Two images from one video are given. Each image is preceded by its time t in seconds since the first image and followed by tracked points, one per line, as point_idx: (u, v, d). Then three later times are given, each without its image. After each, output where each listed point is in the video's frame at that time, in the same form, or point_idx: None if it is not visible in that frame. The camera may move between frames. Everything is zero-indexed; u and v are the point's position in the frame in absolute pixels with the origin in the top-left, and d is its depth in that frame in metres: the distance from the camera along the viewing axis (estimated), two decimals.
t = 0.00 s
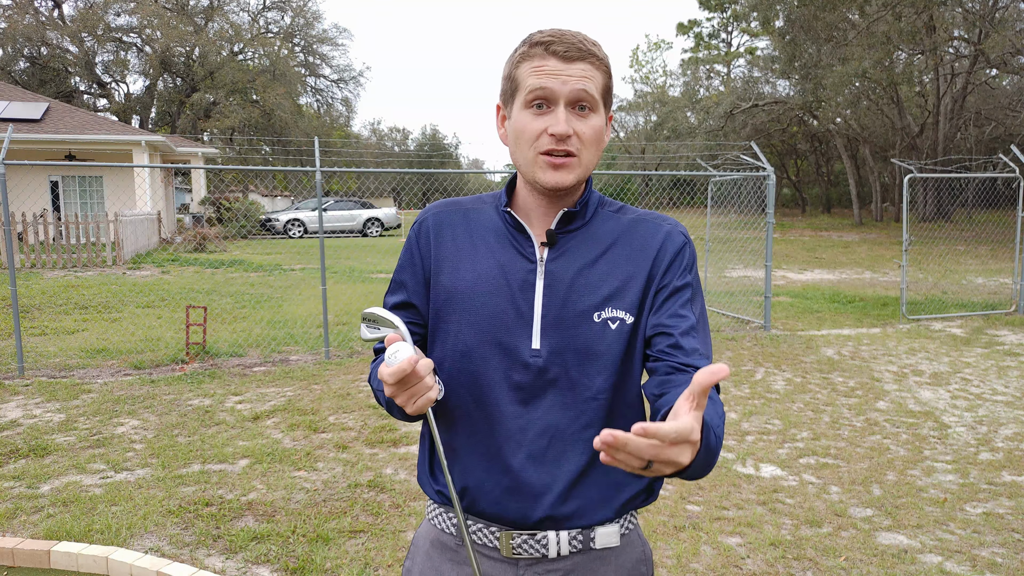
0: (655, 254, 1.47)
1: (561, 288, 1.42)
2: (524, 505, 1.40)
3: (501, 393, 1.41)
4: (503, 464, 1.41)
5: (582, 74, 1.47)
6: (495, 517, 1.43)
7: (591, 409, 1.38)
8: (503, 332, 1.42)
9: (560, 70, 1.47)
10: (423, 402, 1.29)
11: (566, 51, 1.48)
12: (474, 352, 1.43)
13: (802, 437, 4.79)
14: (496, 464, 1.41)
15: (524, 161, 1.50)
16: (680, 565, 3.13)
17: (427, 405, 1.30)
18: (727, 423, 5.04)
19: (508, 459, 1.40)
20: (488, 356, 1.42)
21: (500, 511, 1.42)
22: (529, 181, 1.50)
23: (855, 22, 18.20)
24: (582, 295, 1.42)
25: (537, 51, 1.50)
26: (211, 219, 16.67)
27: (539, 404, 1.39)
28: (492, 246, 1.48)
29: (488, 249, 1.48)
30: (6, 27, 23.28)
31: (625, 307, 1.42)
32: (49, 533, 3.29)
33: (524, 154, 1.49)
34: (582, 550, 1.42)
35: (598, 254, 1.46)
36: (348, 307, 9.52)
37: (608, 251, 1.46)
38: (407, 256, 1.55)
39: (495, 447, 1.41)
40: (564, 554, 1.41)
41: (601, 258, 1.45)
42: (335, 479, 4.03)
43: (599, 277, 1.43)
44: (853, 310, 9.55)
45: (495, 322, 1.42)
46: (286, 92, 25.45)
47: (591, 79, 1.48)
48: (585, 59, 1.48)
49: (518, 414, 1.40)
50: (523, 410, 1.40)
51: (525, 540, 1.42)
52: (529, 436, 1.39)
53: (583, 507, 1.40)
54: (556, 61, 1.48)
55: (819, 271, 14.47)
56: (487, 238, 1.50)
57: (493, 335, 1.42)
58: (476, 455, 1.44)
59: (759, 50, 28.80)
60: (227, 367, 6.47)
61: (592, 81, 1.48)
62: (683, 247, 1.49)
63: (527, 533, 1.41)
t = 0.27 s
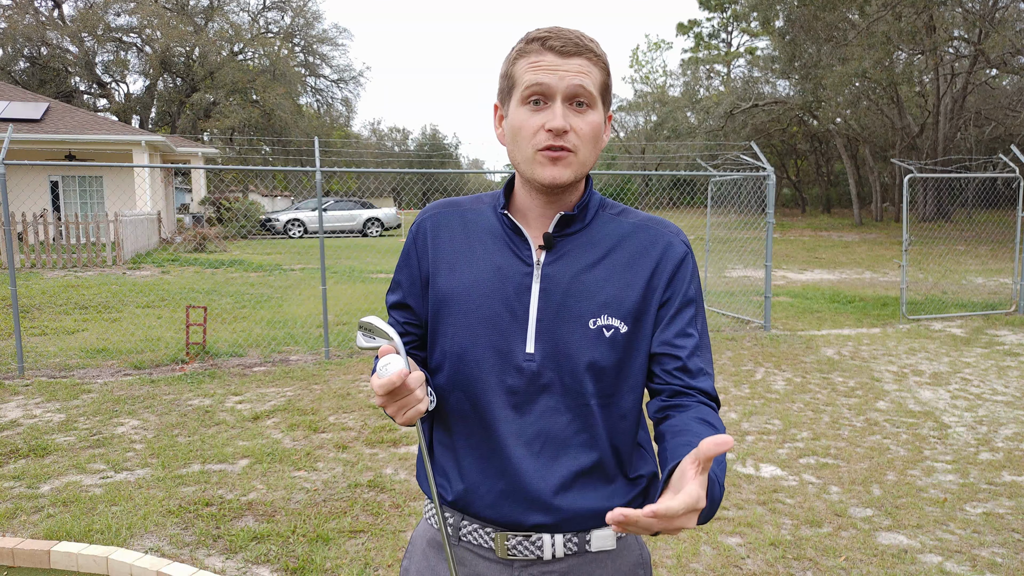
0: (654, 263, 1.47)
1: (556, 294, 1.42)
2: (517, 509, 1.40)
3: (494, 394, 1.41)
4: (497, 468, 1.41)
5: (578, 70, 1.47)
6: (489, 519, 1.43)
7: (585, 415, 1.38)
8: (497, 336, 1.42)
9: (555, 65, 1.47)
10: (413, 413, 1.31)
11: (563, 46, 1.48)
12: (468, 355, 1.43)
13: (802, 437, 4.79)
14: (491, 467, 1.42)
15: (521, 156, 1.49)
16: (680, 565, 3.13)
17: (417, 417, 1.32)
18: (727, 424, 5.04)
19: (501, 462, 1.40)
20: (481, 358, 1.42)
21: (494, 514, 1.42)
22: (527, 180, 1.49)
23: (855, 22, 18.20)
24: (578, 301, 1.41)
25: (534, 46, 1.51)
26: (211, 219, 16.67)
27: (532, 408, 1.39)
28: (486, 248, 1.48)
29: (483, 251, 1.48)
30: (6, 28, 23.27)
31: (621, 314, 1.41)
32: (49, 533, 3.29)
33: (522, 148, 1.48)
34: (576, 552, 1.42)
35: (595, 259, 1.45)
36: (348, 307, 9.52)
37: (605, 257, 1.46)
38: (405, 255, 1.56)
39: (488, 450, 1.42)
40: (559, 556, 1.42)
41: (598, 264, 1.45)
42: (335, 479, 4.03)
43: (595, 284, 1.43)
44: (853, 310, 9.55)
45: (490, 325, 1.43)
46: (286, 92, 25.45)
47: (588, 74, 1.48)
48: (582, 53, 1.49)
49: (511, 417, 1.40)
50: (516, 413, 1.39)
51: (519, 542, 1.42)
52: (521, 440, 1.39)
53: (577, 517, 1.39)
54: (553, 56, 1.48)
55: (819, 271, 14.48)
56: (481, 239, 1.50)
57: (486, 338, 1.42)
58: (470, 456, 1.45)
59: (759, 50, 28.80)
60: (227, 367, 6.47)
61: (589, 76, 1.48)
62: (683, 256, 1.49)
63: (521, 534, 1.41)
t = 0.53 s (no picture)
0: (654, 263, 1.47)
1: (561, 295, 1.42)
2: (524, 513, 1.40)
3: (498, 396, 1.41)
4: (498, 471, 1.41)
5: (577, 66, 1.48)
6: (494, 523, 1.43)
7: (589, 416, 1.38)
8: (500, 338, 1.41)
9: (555, 61, 1.47)
10: (444, 434, 1.29)
11: (561, 43, 1.49)
12: (472, 358, 1.42)
13: (801, 437, 4.79)
14: (493, 471, 1.41)
15: (517, 153, 1.48)
16: (680, 565, 3.13)
17: (447, 438, 1.30)
18: (727, 424, 5.04)
19: (505, 465, 1.40)
20: (485, 360, 1.42)
21: (499, 519, 1.42)
22: (525, 178, 1.48)
23: (855, 22, 18.18)
24: (582, 301, 1.42)
25: (532, 43, 1.52)
26: (211, 219, 16.66)
27: (538, 410, 1.39)
28: (488, 250, 1.48)
29: (485, 253, 1.48)
30: (6, 28, 23.27)
31: (624, 315, 1.42)
32: (49, 533, 3.29)
33: (519, 144, 1.47)
34: (581, 555, 1.43)
35: (598, 259, 1.46)
36: (348, 307, 9.52)
37: (608, 255, 1.46)
38: (403, 259, 1.55)
39: (492, 452, 1.42)
40: (563, 559, 1.42)
41: (601, 263, 1.45)
42: (335, 479, 4.03)
43: (599, 284, 1.43)
44: (854, 310, 9.55)
45: (493, 327, 1.42)
46: (286, 92, 25.45)
47: (586, 71, 1.49)
48: (581, 52, 1.50)
49: (514, 418, 1.39)
50: (521, 415, 1.39)
51: (523, 545, 1.41)
52: (527, 440, 1.39)
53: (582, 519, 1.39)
54: (550, 53, 1.49)
55: (819, 271, 14.47)
56: (482, 241, 1.49)
57: (489, 340, 1.41)
58: (475, 458, 1.44)
59: (759, 50, 28.80)
60: (227, 367, 6.47)
61: (587, 73, 1.48)
62: (682, 256, 1.51)
63: (525, 537, 1.41)
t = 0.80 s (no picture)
0: (654, 258, 1.49)
1: (567, 294, 1.42)
2: (535, 512, 1.39)
3: (505, 396, 1.41)
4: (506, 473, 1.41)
5: (568, 65, 1.48)
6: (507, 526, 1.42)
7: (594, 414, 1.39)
8: (507, 338, 1.41)
9: (546, 61, 1.48)
10: (492, 445, 1.29)
11: (551, 42, 1.50)
12: (479, 359, 1.42)
13: (802, 437, 4.79)
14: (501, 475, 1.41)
15: (514, 153, 1.48)
16: (681, 565, 3.13)
17: (496, 449, 1.30)
18: (727, 424, 5.04)
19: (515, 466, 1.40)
20: (491, 360, 1.42)
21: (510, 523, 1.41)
22: (521, 180, 1.49)
23: (855, 22, 18.18)
24: (589, 300, 1.42)
25: (522, 44, 1.52)
26: (211, 219, 16.66)
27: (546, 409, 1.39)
28: (492, 251, 1.47)
29: (491, 253, 1.47)
30: (6, 28, 23.27)
31: (629, 311, 1.43)
32: (49, 533, 3.29)
33: (516, 145, 1.47)
34: (593, 553, 1.42)
35: (600, 257, 1.46)
36: (348, 307, 9.53)
37: (609, 253, 1.47)
38: (401, 263, 1.53)
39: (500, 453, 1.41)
40: (576, 559, 1.42)
41: (603, 261, 1.46)
42: (335, 479, 4.03)
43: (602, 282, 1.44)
44: (854, 310, 9.55)
45: (500, 328, 1.42)
46: (286, 92, 25.45)
47: (577, 69, 1.49)
48: (570, 50, 1.51)
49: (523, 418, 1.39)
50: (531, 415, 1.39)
51: (535, 546, 1.41)
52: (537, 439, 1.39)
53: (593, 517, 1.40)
54: (542, 52, 1.49)
55: (818, 271, 14.48)
56: (485, 242, 1.49)
57: (496, 340, 1.41)
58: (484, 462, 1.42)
59: (759, 50, 28.81)
60: (227, 367, 6.47)
61: (579, 70, 1.49)
62: (680, 250, 1.52)
63: (538, 539, 1.40)
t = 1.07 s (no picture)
0: (652, 256, 1.47)
1: (562, 290, 1.42)
2: (531, 509, 1.39)
3: (501, 393, 1.41)
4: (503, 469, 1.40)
5: (535, 64, 1.46)
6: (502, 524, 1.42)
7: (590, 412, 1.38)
8: (503, 335, 1.41)
9: (514, 65, 1.47)
10: (489, 443, 1.29)
11: (518, 47, 1.49)
12: (477, 357, 1.43)
13: (802, 437, 4.79)
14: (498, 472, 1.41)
15: (496, 160, 1.50)
16: (680, 565, 3.13)
17: (494, 446, 1.30)
18: (727, 424, 5.04)
19: (512, 462, 1.40)
20: (488, 358, 1.42)
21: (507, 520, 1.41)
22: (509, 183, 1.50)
23: (855, 22, 18.17)
24: (584, 297, 1.42)
25: (495, 53, 1.53)
26: (211, 219, 16.66)
27: (543, 406, 1.39)
28: (489, 249, 1.48)
29: (487, 253, 1.48)
30: (6, 28, 23.26)
31: (624, 308, 1.42)
32: (49, 533, 3.29)
33: (495, 151, 1.49)
34: (588, 556, 1.42)
35: (596, 255, 1.46)
36: (348, 307, 9.52)
37: (606, 249, 1.46)
38: (403, 264, 1.55)
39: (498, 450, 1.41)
40: (571, 561, 1.41)
41: (600, 259, 1.46)
42: (335, 479, 4.03)
43: (597, 278, 1.44)
44: (854, 310, 9.55)
45: (496, 326, 1.42)
46: (286, 92, 25.45)
47: (546, 67, 1.46)
48: (538, 49, 1.48)
49: (519, 415, 1.39)
50: (527, 413, 1.39)
51: (530, 547, 1.41)
52: (532, 436, 1.39)
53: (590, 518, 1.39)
54: (511, 58, 1.49)
55: (819, 271, 14.48)
56: (483, 242, 1.50)
57: (493, 338, 1.42)
58: (482, 459, 1.42)
59: (759, 50, 28.80)
60: (227, 367, 6.47)
61: (547, 69, 1.46)
62: (679, 249, 1.51)
63: (533, 538, 1.41)
